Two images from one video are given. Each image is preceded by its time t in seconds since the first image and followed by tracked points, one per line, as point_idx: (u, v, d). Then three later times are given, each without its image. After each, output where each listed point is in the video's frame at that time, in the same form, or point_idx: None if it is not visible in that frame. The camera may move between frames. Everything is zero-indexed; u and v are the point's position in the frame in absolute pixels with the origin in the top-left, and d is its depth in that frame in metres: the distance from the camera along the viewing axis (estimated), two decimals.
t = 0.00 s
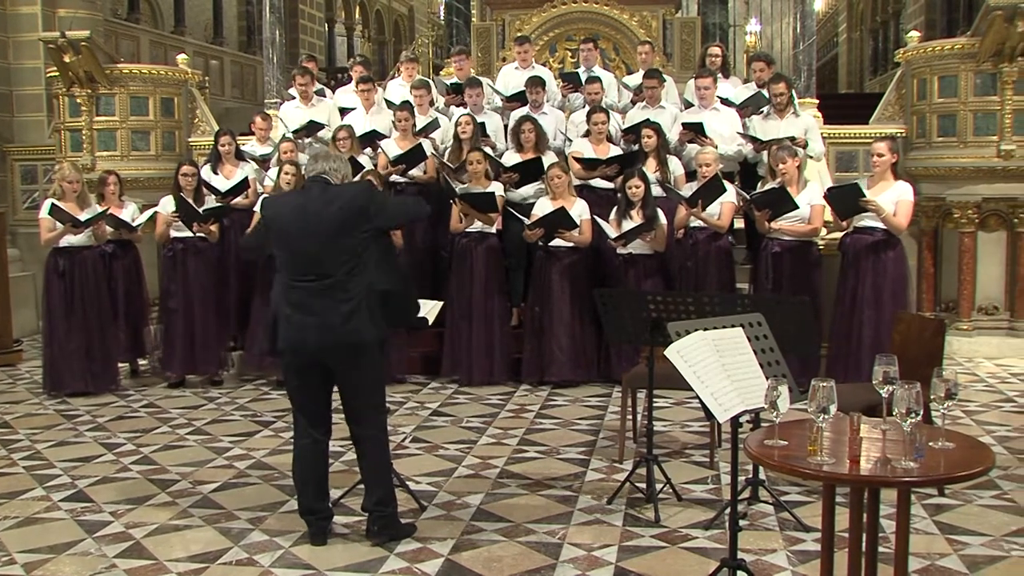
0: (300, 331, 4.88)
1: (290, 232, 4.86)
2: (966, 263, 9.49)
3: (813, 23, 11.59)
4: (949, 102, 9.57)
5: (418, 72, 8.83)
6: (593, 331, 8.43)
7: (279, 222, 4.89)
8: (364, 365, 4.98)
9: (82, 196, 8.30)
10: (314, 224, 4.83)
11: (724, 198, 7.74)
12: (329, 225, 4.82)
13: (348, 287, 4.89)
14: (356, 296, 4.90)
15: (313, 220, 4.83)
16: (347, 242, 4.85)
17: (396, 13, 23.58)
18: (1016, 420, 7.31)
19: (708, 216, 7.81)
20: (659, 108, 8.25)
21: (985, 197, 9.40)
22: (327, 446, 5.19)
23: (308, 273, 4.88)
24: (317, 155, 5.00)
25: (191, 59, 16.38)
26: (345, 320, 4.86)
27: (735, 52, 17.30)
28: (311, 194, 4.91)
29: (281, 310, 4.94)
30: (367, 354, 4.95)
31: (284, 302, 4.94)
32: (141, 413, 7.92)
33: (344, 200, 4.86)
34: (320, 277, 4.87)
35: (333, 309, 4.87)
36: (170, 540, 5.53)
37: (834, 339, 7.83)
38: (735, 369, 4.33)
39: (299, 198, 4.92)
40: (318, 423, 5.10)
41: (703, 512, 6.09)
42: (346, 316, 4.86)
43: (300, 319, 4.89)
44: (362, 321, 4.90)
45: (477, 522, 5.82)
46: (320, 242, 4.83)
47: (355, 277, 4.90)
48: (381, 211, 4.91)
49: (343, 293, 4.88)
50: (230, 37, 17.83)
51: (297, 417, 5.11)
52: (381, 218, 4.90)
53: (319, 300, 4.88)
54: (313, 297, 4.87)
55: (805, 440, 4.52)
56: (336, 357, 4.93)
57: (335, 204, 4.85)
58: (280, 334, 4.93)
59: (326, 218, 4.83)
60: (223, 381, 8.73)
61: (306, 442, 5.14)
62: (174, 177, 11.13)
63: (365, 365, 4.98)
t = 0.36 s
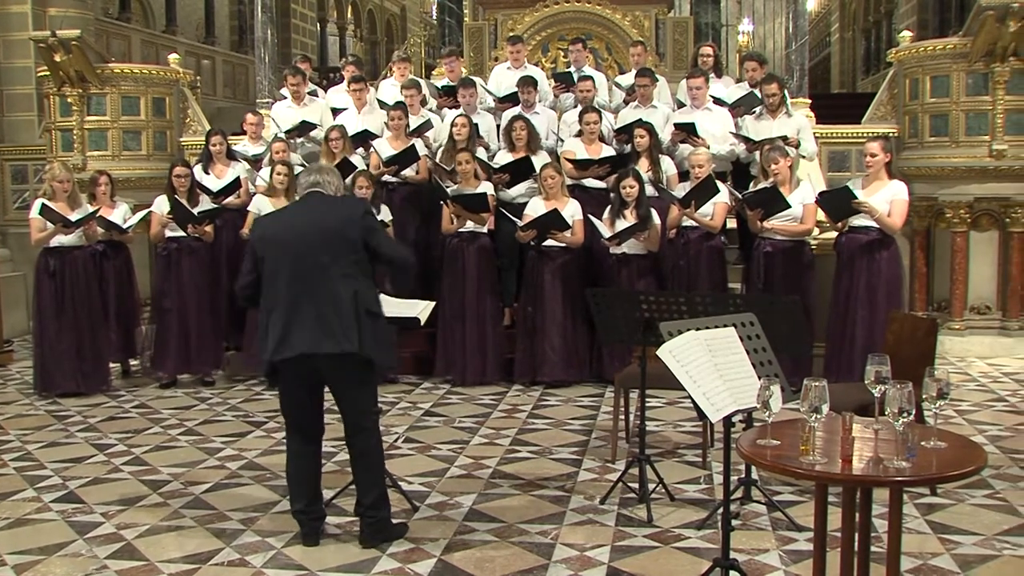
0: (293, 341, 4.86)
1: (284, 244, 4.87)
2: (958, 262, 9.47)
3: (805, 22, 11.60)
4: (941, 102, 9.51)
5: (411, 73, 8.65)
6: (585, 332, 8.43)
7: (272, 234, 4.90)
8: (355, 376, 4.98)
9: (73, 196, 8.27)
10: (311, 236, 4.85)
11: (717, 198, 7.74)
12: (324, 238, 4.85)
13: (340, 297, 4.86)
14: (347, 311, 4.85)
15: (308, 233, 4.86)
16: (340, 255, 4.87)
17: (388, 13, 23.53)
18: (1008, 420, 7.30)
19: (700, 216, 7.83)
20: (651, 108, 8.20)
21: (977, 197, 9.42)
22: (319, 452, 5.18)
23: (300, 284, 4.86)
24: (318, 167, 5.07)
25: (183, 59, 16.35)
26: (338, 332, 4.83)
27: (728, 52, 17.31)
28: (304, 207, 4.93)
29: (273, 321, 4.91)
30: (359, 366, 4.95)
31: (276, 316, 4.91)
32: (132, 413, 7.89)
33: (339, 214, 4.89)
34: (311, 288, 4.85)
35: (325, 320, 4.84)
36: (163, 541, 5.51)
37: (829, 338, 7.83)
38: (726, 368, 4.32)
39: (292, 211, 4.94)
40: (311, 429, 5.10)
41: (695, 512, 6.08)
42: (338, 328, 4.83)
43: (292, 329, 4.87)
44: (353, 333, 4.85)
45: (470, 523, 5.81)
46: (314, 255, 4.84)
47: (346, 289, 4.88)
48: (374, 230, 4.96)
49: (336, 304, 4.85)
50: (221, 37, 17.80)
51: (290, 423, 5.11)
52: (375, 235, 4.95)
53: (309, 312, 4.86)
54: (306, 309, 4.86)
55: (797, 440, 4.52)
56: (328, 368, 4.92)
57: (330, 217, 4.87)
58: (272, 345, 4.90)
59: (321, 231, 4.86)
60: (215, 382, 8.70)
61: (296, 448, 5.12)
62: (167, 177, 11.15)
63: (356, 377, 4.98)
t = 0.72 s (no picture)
0: (275, 335, 4.70)
1: (264, 233, 4.66)
2: (955, 261, 9.36)
3: (799, 17, 11.47)
4: (938, 99, 9.42)
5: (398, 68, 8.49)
6: (575, 331, 8.26)
7: (252, 222, 4.69)
8: (339, 370, 4.80)
9: (49, 194, 8.06)
10: (289, 224, 4.63)
11: (707, 195, 7.59)
12: (304, 229, 4.62)
13: (323, 291, 4.69)
14: (331, 305, 4.71)
15: (287, 223, 4.63)
16: (322, 247, 4.66)
17: (374, 8, 23.31)
18: (1006, 422, 7.14)
19: (690, 213, 7.66)
20: (642, 104, 8.01)
21: (975, 195, 9.27)
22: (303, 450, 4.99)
23: (280, 276, 4.69)
24: (296, 148, 4.79)
25: (163, 52, 16.13)
26: (321, 326, 4.69)
27: (721, 47, 17.17)
28: (285, 194, 4.70)
29: (256, 312, 4.76)
30: (343, 360, 4.78)
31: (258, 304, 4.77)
32: (111, 417, 7.70)
33: (318, 201, 4.66)
34: (293, 282, 4.68)
35: (309, 315, 4.69)
36: (142, 548, 5.33)
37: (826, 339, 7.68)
38: (719, 369, 4.17)
39: (272, 196, 4.71)
40: (295, 425, 4.91)
41: (687, 516, 5.94)
42: (321, 323, 4.69)
43: (274, 322, 4.71)
44: (337, 329, 4.73)
45: (457, 528, 5.65)
46: (294, 246, 4.64)
47: (328, 282, 4.70)
48: (357, 218, 4.70)
49: (319, 298, 4.70)
50: (202, 31, 17.60)
51: (273, 419, 4.93)
52: (358, 224, 4.70)
53: (292, 305, 4.70)
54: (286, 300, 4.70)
55: (790, 443, 4.41)
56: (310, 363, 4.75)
57: (311, 206, 4.64)
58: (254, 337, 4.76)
59: (301, 221, 4.64)
60: (197, 384, 8.51)
61: (280, 443, 4.95)
62: (148, 175, 10.95)
63: (341, 370, 4.80)
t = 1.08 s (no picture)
0: (251, 345, 4.47)
1: (239, 240, 4.44)
2: (952, 260, 9.23)
3: (792, 10, 11.27)
4: (935, 93, 9.22)
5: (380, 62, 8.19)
6: (563, 332, 8.06)
7: (225, 228, 4.46)
8: (319, 379, 4.58)
9: (18, 192, 7.80)
10: (264, 232, 4.41)
11: (697, 193, 7.38)
12: (282, 234, 4.40)
13: (300, 298, 4.45)
14: (309, 314, 4.46)
15: (264, 229, 4.42)
16: (299, 252, 4.44)
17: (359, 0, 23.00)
18: (1005, 425, 6.96)
19: (681, 212, 7.46)
20: (631, 100, 7.82)
21: (972, 192, 9.13)
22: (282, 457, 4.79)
23: (255, 284, 4.46)
24: (274, 158, 4.58)
25: (137, 45, 15.62)
26: (299, 335, 4.45)
27: (712, 42, 16.94)
28: (260, 199, 4.47)
29: (229, 321, 4.51)
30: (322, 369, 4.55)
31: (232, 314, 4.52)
32: (84, 422, 7.45)
33: (294, 208, 4.44)
34: (269, 289, 4.45)
35: (286, 323, 4.45)
36: (113, 558, 5.10)
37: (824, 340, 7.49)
38: (710, 371, 4.10)
39: (247, 204, 4.49)
40: (273, 432, 4.71)
41: (678, 522, 5.74)
42: (299, 331, 4.45)
43: (250, 331, 4.48)
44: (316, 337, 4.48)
45: (442, 535, 5.44)
46: (271, 253, 4.42)
47: (306, 289, 4.47)
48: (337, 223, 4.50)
49: (296, 306, 4.45)
50: (179, 23, 17.11)
51: (251, 427, 4.72)
52: (337, 230, 4.49)
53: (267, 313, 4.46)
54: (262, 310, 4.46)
55: (783, 447, 4.39)
56: (288, 371, 4.53)
57: (288, 211, 4.42)
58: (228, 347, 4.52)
59: (277, 226, 4.41)
60: (173, 388, 8.26)
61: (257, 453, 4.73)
62: (124, 171, 10.74)
63: (320, 379, 4.58)
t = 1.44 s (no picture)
0: (225, 354, 4.25)
1: (220, 245, 4.23)
2: (949, 259, 9.01)
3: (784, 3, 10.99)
4: (931, 87, 9.04)
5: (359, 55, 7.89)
6: (548, 333, 7.84)
7: (206, 231, 4.25)
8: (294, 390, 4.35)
9: None
10: (245, 237, 4.20)
11: (687, 191, 7.17)
12: (263, 239, 4.19)
13: (276, 308, 4.24)
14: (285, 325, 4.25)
15: (244, 234, 4.21)
16: (279, 261, 4.22)
17: None
18: (1004, 429, 6.77)
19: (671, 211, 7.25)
20: (620, 94, 7.55)
21: (970, 189, 8.91)
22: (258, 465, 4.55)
23: (233, 291, 4.24)
24: (266, 153, 4.34)
25: (107, 37, 14.74)
26: (274, 346, 4.23)
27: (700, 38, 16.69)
28: (242, 202, 4.25)
29: (204, 328, 4.30)
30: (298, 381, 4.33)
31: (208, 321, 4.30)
32: (52, 428, 7.18)
33: (279, 214, 4.22)
34: (247, 297, 4.23)
35: (261, 333, 4.23)
36: (80, 570, 4.85)
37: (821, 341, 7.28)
38: (698, 374, 3.97)
39: (230, 206, 4.27)
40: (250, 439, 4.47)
41: (667, 529, 5.53)
42: (273, 342, 4.23)
43: (225, 339, 4.25)
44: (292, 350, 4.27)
45: (424, 543, 5.21)
46: (251, 260, 4.20)
47: (284, 297, 4.26)
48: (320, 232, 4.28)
49: (273, 316, 4.24)
50: (150, 16, 16.00)
51: (228, 433, 4.49)
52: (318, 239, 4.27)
53: (242, 321, 4.24)
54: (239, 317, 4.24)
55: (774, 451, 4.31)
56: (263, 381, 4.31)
57: (271, 215, 4.20)
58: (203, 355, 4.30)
59: (259, 232, 4.20)
60: (146, 392, 8.00)
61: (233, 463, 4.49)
62: (92, 169, 10.32)
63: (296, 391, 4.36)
